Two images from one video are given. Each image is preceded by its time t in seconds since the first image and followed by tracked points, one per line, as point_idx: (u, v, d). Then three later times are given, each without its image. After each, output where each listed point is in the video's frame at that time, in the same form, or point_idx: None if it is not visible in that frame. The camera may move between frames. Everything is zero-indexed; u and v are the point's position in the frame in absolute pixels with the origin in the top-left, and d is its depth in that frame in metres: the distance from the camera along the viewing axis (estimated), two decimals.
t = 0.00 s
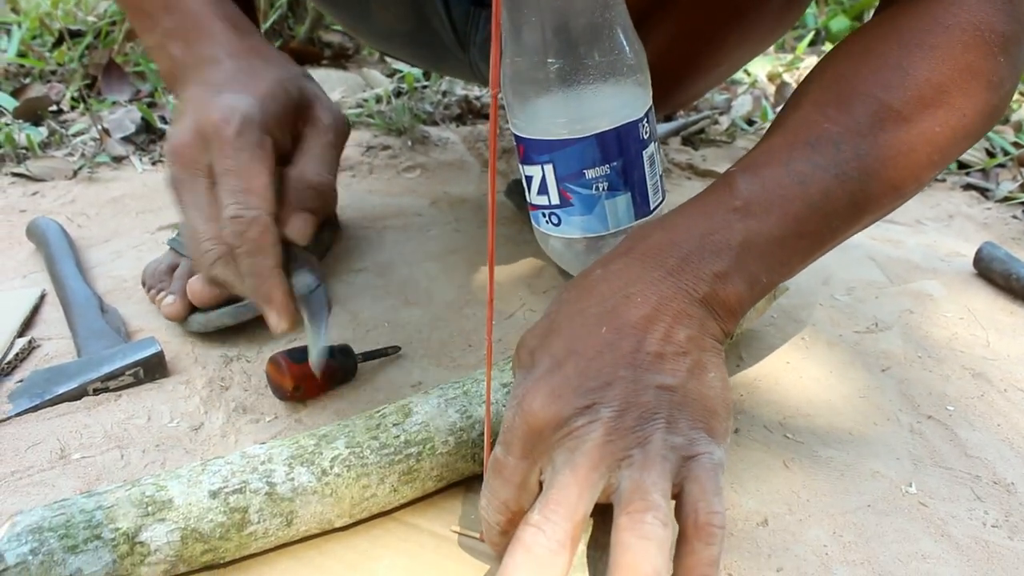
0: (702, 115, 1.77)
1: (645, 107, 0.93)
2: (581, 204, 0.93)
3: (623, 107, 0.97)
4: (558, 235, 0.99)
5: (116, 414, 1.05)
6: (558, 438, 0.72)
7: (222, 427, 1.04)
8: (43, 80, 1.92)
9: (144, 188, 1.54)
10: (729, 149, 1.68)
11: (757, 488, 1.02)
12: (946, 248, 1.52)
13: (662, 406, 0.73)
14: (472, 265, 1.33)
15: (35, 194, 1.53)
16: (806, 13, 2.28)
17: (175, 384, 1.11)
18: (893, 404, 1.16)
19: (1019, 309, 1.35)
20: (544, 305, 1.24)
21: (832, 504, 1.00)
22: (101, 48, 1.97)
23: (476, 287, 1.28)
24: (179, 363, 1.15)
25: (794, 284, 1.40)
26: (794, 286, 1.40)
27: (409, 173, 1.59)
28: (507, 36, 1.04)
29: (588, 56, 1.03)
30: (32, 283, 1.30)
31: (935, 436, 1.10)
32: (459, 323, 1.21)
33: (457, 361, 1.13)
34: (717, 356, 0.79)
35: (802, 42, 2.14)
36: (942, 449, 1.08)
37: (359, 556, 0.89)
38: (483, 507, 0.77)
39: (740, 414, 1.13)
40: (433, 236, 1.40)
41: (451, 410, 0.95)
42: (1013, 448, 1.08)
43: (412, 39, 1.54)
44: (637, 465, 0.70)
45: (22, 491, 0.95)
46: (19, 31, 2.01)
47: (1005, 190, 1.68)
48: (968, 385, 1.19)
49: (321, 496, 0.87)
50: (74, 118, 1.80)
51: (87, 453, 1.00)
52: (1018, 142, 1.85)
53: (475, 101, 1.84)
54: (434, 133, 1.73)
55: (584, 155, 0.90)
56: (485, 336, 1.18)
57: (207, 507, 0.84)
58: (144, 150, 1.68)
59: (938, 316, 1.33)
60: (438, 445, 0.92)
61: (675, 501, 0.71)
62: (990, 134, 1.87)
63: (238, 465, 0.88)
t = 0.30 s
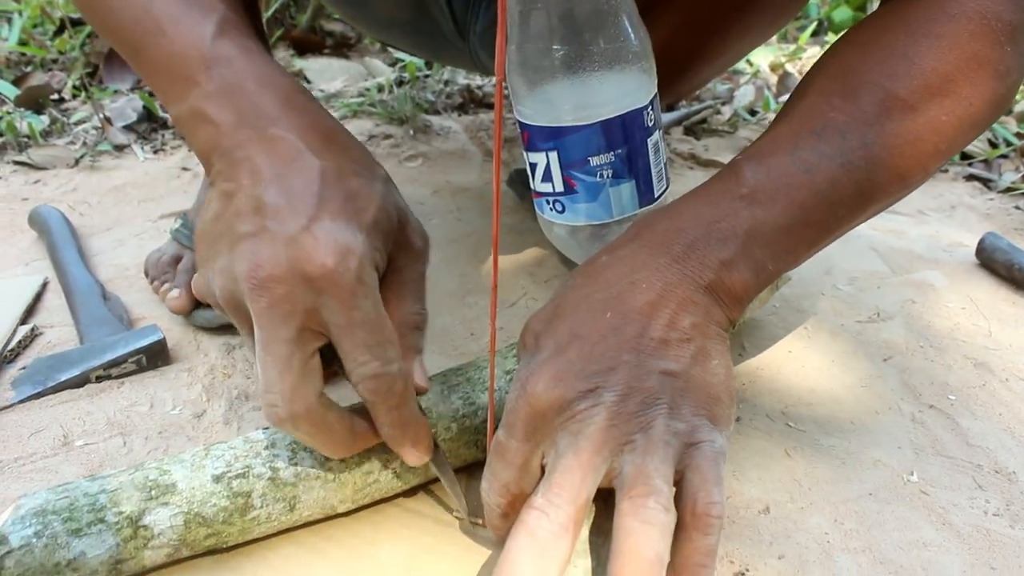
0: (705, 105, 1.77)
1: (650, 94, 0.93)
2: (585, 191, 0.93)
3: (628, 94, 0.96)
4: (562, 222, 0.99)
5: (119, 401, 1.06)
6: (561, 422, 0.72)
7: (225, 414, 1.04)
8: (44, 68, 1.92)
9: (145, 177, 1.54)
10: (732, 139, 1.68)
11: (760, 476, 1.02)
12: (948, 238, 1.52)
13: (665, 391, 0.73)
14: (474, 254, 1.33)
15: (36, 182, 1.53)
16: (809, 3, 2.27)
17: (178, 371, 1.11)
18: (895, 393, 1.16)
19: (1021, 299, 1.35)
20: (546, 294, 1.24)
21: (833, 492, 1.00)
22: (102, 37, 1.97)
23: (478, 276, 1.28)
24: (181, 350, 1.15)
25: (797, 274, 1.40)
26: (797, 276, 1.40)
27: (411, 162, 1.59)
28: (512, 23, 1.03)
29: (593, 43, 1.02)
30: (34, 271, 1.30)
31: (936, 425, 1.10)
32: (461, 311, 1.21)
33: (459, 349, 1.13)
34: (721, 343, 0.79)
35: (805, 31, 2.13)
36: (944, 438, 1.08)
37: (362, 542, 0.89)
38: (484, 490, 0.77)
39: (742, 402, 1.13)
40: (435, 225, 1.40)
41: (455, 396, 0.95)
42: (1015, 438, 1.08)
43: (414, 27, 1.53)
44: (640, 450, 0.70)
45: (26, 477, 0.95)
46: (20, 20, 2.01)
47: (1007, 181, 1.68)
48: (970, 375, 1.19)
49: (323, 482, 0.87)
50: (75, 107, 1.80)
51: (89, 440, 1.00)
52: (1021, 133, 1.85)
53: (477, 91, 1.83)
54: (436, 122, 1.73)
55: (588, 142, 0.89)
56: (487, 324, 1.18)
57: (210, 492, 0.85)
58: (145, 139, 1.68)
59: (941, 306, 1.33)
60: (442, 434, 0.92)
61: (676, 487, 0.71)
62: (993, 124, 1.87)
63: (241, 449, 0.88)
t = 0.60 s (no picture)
0: (708, 97, 1.77)
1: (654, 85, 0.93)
2: (590, 181, 0.93)
3: (633, 84, 0.97)
4: (566, 213, 0.99)
5: (123, 392, 1.06)
6: (561, 407, 0.73)
7: (229, 405, 1.04)
8: (47, 60, 1.92)
9: (149, 168, 1.54)
10: (735, 132, 1.68)
11: (763, 467, 1.02)
12: (952, 230, 1.52)
13: (665, 376, 0.73)
14: (477, 246, 1.33)
15: (40, 174, 1.53)
16: None
17: (182, 362, 1.11)
18: (898, 384, 1.16)
19: None
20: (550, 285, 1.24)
21: (837, 482, 1.00)
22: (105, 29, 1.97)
23: (482, 268, 1.28)
24: (185, 341, 1.15)
25: (800, 266, 1.40)
26: (800, 268, 1.40)
27: (415, 154, 1.58)
28: (517, 13, 1.03)
29: (597, 33, 1.02)
30: (38, 262, 1.30)
31: (940, 416, 1.11)
32: (465, 302, 1.21)
33: (463, 340, 1.14)
34: (724, 331, 0.79)
35: (808, 24, 2.13)
36: (947, 429, 1.09)
37: (367, 531, 0.90)
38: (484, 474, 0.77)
39: (745, 393, 1.14)
40: (438, 217, 1.40)
41: (459, 387, 0.95)
42: (1018, 429, 1.08)
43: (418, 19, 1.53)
44: (639, 435, 0.70)
45: (31, 467, 0.95)
46: (22, 12, 2.00)
47: (1011, 174, 1.68)
48: (973, 366, 1.19)
49: (328, 472, 0.88)
50: (78, 99, 1.80)
51: (94, 431, 1.00)
52: None
53: (480, 83, 1.83)
54: (439, 114, 1.73)
55: (593, 132, 0.89)
56: (491, 316, 1.18)
57: (216, 482, 0.85)
58: (148, 131, 1.68)
59: (944, 298, 1.33)
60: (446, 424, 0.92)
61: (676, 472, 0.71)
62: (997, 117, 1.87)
63: (246, 439, 0.88)
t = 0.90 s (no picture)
0: (707, 88, 1.77)
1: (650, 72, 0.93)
2: (587, 169, 0.93)
3: (629, 72, 0.97)
4: (564, 201, 0.99)
5: (123, 380, 1.06)
6: (530, 393, 0.72)
7: (229, 394, 1.04)
8: (45, 51, 1.92)
9: (147, 159, 1.54)
10: (734, 122, 1.68)
11: (762, 455, 1.02)
12: (951, 221, 1.52)
13: (638, 368, 0.72)
14: (477, 236, 1.33)
15: (38, 164, 1.53)
16: None
17: (181, 351, 1.11)
18: (897, 373, 1.16)
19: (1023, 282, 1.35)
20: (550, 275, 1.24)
21: (837, 471, 1.00)
22: (103, 19, 1.96)
23: (481, 258, 1.28)
24: (184, 331, 1.15)
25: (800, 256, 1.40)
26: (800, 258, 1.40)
27: (414, 144, 1.58)
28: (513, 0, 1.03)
29: (594, 20, 1.02)
30: (36, 252, 1.30)
31: (939, 405, 1.11)
32: (464, 292, 1.21)
33: (462, 329, 1.13)
34: (710, 324, 0.78)
35: (808, 15, 2.12)
36: (946, 418, 1.09)
37: (367, 520, 0.90)
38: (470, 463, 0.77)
39: (745, 382, 1.14)
40: (437, 207, 1.40)
41: (458, 374, 0.96)
42: (1016, 417, 1.08)
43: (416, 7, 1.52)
44: (601, 421, 0.69)
45: (31, 455, 0.95)
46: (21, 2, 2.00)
47: (1011, 165, 1.68)
48: (972, 356, 1.19)
49: (327, 460, 0.88)
50: (77, 90, 1.80)
51: (93, 419, 1.00)
52: None
53: (479, 74, 1.83)
54: (439, 104, 1.73)
55: (590, 121, 0.89)
56: (490, 306, 1.18)
57: (215, 471, 0.85)
58: (147, 122, 1.67)
59: (943, 288, 1.33)
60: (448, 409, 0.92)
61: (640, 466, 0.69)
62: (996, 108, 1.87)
63: (245, 428, 0.88)
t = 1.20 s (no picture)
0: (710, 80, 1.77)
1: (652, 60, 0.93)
2: (590, 159, 0.93)
3: (631, 61, 0.96)
4: (567, 191, 0.99)
5: (126, 371, 1.06)
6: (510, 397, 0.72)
7: (232, 384, 1.04)
8: (47, 42, 1.92)
9: (150, 150, 1.54)
10: (737, 115, 1.67)
11: (766, 446, 1.02)
12: (955, 214, 1.51)
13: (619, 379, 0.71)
14: (480, 228, 1.33)
15: (41, 156, 1.53)
16: None
17: (184, 342, 1.11)
18: (901, 365, 1.16)
19: None
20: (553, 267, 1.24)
21: (840, 462, 1.00)
22: (105, 11, 1.96)
23: (484, 250, 1.28)
24: (187, 322, 1.15)
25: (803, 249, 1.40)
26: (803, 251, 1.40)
27: (417, 136, 1.58)
28: None
29: (596, 9, 1.02)
30: (39, 243, 1.30)
31: (942, 397, 1.10)
32: (467, 283, 1.21)
33: (465, 321, 1.13)
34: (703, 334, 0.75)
35: (812, 8, 2.12)
36: (950, 410, 1.08)
37: (370, 510, 0.90)
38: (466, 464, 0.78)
39: (749, 373, 1.14)
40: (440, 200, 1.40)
41: (461, 365, 0.95)
42: (1020, 409, 1.08)
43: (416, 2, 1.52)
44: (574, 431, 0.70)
45: (34, 445, 0.95)
46: None
47: (1015, 157, 1.67)
48: (976, 348, 1.19)
49: (331, 451, 0.88)
50: (79, 81, 1.80)
51: (97, 409, 1.00)
52: None
53: (482, 66, 1.83)
54: (441, 97, 1.72)
55: (592, 110, 0.89)
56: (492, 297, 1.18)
57: (218, 462, 0.85)
58: (150, 113, 1.67)
59: (947, 281, 1.32)
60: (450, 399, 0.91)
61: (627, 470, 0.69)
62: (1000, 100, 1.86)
63: (248, 419, 0.88)
